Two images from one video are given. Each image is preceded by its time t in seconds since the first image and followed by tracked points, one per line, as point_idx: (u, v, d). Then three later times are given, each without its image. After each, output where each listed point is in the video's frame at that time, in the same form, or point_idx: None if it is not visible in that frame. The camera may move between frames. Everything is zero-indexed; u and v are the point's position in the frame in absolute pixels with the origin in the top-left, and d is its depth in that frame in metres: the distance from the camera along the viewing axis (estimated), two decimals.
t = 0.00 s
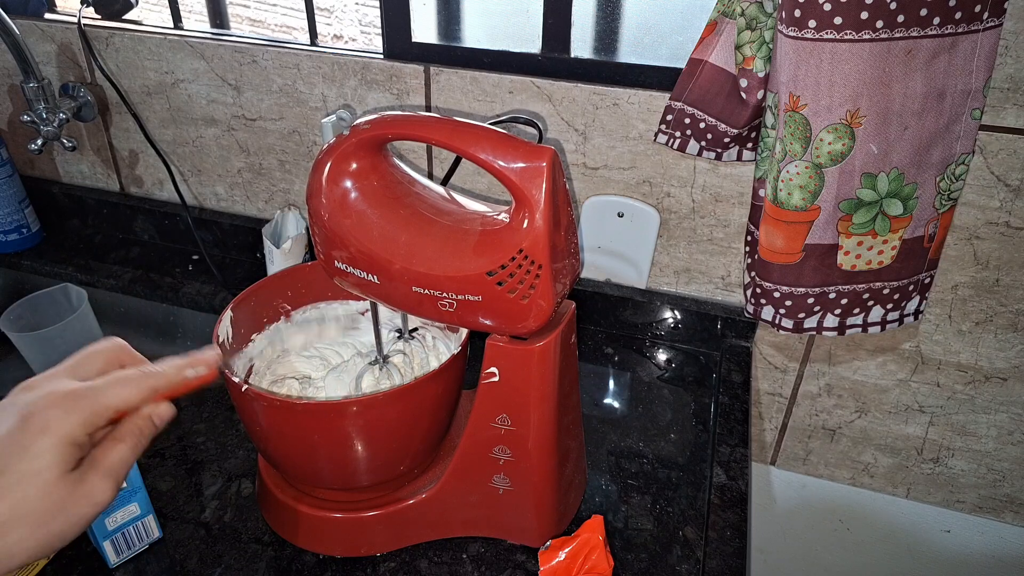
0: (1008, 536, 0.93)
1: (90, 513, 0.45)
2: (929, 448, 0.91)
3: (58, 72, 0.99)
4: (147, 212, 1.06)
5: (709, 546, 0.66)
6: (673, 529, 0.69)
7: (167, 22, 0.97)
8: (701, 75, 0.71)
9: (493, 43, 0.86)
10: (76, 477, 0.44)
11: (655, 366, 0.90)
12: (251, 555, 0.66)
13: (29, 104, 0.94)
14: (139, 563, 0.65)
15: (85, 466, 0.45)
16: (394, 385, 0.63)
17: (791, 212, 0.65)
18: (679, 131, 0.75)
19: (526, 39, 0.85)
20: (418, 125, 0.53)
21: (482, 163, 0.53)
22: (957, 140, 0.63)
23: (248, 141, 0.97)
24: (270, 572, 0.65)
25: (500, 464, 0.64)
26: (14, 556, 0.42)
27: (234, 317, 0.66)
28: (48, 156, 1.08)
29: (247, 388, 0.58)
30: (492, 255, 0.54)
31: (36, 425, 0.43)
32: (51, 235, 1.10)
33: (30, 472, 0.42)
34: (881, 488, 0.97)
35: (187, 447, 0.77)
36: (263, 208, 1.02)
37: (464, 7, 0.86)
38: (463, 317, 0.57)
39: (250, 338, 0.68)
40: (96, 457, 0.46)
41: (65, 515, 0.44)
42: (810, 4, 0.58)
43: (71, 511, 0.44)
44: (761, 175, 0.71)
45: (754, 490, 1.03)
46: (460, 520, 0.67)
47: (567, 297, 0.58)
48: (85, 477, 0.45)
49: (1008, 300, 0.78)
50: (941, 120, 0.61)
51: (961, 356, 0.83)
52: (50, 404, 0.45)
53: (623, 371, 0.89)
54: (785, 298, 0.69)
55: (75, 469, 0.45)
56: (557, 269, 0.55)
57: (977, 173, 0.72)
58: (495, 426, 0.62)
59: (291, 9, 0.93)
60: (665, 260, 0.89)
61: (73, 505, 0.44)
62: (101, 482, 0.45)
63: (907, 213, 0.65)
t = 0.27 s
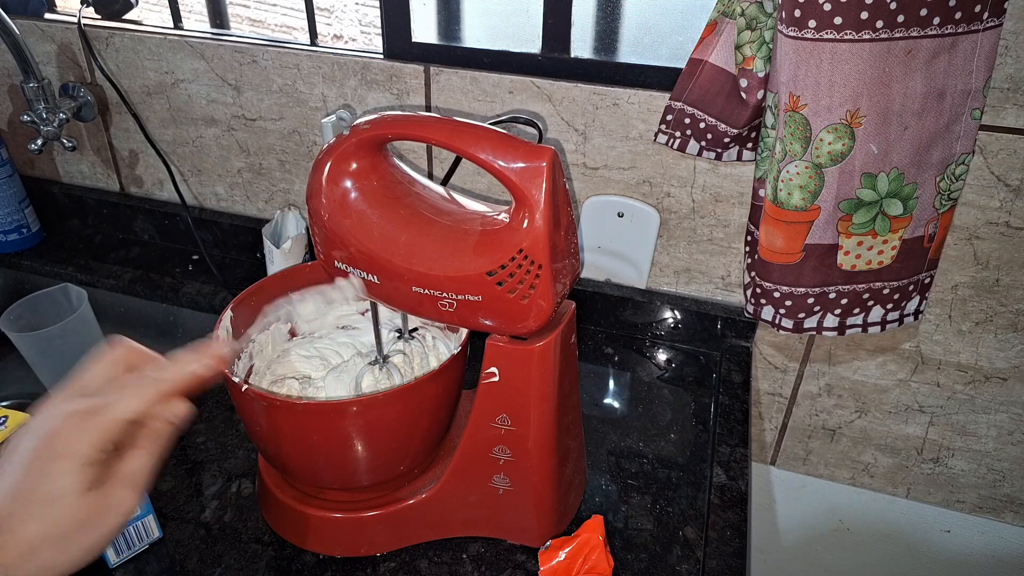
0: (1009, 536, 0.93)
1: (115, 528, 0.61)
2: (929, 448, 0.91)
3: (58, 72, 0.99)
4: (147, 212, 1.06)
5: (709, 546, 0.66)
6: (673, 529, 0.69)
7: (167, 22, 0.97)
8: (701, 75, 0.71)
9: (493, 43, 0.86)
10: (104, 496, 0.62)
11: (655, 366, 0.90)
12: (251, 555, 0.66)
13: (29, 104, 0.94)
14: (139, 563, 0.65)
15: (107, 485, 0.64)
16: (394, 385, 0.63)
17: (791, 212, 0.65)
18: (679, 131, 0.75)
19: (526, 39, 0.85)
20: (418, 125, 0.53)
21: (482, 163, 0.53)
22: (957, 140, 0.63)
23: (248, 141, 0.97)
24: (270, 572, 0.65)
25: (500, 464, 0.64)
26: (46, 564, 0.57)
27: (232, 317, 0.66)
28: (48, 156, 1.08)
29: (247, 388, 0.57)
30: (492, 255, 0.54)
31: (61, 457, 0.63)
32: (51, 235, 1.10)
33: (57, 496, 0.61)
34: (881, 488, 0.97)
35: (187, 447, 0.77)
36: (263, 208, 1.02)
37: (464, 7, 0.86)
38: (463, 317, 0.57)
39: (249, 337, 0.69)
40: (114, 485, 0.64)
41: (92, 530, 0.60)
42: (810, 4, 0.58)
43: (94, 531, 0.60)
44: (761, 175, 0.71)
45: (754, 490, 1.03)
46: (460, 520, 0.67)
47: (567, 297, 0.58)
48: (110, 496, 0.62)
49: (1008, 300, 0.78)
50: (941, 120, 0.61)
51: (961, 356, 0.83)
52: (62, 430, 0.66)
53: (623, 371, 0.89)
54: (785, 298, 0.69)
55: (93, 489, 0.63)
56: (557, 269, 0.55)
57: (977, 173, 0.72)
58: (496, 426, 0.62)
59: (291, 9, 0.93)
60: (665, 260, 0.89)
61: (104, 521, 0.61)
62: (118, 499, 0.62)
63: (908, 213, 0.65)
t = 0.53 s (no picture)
0: (1009, 536, 0.93)
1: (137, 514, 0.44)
2: (929, 448, 0.91)
3: (58, 72, 0.99)
4: (147, 212, 1.06)
5: (709, 546, 0.66)
6: (673, 529, 0.69)
7: (167, 22, 0.97)
8: (701, 75, 0.71)
9: (493, 43, 0.86)
10: (128, 479, 0.43)
11: (655, 366, 0.90)
12: (251, 555, 0.66)
13: (29, 103, 0.94)
14: (139, 563, 0.65)
15: (137, 469, 0.44)
16: (394, 386, 0.63)
17: (790, 212, 0.65)
18: (679, 131, 0.75)
19: (526, 39, 0.85)
20: (418, 125, 0.53)
21: (482, 162, 0.53)
22: (957, 140, 0.63)
23: (248, 141, 0.97)
24: (270, 572, 0.65)
25: (500, 464, 0.64)
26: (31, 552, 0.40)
27: (233, 317, 0.65)
28: (48, 156, 1.08)
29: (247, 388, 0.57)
30: (492, 255, 0.54)
31: (102, 423, 0.42)
32: (51, 235, 1.10)
33: (88, 468, 0.41)
34: (881, 488, 0.97)
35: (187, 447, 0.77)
36: (263, 208, 1.02)
37: (464, 7, 0.86)
38: (463, 317, 0.57)
39: (250, 338, 0.68)
40: (146, 460, 0.44)
41: (102, 522, 0.42)
42: (810, 4, 0.58)
43: (121, 515, 0.43)
44: (761, 175, 0.71)
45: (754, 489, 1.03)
46: (460, 520, 0.67)
47: (567, 297, 0.58)
48: (136, 480, 0.43)
49: (1008, 300, 0.78)
50: (941, 120, 0.61)
51: (961, 356, 0.83)
52: (111, 407, 0.43)
53: (623, 371, 0.89)
54: (785, 298, 0.69)
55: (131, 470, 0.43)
56: (558, 269, 0.55)
57: (977, 173, 0.72)
58: (495, 426, 0.62)
59: (291, 9, 0.93)
60: (665, 260, 0.89)
61: (119, 513, 0.42)
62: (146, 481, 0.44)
63: (907, 213, 0.65)
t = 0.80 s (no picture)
0: (1008, 536, 0.93)
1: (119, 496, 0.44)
2: (929, 448, 0.91)
3: (58, 72, 0.99)
4: (147, 212, 1.06)
5: (709, 546, 0.66)
6: (673, 529, 0.69)
7: (167, 22, 0.97)
8: (701, 75, 0.71)
9: (493, 43, 0.86)
10: (114, 457, 0.44)
11: (655, 366, 0.90)
12: (251, 555, 0.66)
13: (29, 104, 0.94)
14: (139, 563, 0.65)
15: (121, 449, 0.45)
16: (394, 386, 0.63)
17: (790, 212, 0.65)
18: (679, 131, 0.75)
19: (526, 39, 0.85)
20: (418, 125, 0.53)
21: (482, 162, 0.53)
22: (957, 140, 0.63)
23: (248, 141, 0.97)
24: (270, 572, 0.65)
25: (500, 464, 0.64)
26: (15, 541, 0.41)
27: (234, 316, 0.66)
28: (48, 156, 1.08)
29: (247, 388, 0.57)
30: (492, 255, 0.54)
31: (81, 403, 0.43)
32: (51, 235, 1.10)
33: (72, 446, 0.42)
34: (882, 488, 0.97)
35: (187, 447, 0.77)
36: (263, 208, 1.02)
37: (464, 7, 0.86)
38: (463, 317, 0.57)
39: (251, 337, 0.68)
40: (133, 441, 0.46)
41: (86, 501, 0.43)
42: (810, 4, 0.58)
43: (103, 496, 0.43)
44: (761, 175, 0.71)
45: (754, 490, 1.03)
46: (460, 520, 0.67)
47: (567, 297, 0.58)
48: (120, 459, 0.44)
49: (1008, 300, 0.78)
50: (941, 120, 0.61)
51: (961, 356, 0.83)
52: (92, 383, 0.44)
53: (624, 371, 0.89)
54: (785, 298, 0.69)
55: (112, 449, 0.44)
56: (558, 269, 0.55)
57: (977, 173, 0.72)
58: (495, 426, 0.62)
59: (291, 9, 0.93)
60: (665, 260, 0.89)
61: (102, 493, 0.43)
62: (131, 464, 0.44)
63: (907, 213, 0.65)
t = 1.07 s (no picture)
0: (1009, 536, 0.93)
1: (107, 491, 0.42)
2: (929, 448, 0.91)
3: (58, 72, 0.99)
4: (147, 212, 1.06)
5: (709, 546, 0.66)
6: (673, 529, 0.69)
7: (167, 22, 0.97)
8: (701, 75, 0.71)
9: (493, 43, 0.86)
10: (93, 455, 0.42)
11: (655, 366, 0.90)
12: (251, 555, 0.66)
13: (29, 104, 0.94)
14: (140, 563, 0.65)
15: (102, 443, 0.42)
16: (395, 386, 0.63)
17: (790, 212, 0.65)
18: (679, 131, 0.75)
19: (526, 39, 0.85)
20: (419, 125, 0.53)
21: (482, 162, 0.53)
22: (957, 140, 0.63)
23: (248, 141, 0.97)
24: (270, 572, 0.65)
25: (500, 464, 0.64)
26: (7, 543, 0.40)
27: (235, 316, 0.65)
28: (48, 156, 1.08)
29: (247, 388, 0.57)
30: (492, 255, 0.54)
31: (55, 403, 0.41)
32: (51, 235, 1.10)
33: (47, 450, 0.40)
34: (882, 488, 0.97)
35: (187, 447, 0.77)
36: (263, 208, 1.02)
37: (464, 7, 0.86)
38: (464, 317, 0.57)
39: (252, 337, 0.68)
40: (116, 434, 0.43)
41: (70, 501, 0.41)
42: (810, 4, 0.58)
43: (87, 493, 0.41)
44: (761, 175, 0.71)
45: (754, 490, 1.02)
46: (460, 520, 0.67)
47: (567, 297, 0.58)
48: (101, 455, 0.42)
49: (1008, 300, 0.78)
50: (941, 120, 0.61)
51: (961, 356, 0.83)
52: (65, 383, 0.42)
53: (624, 371, 0.89)
54: (785, 298, 0.69)
55: (92, 447, 0.42)
56: (558, 269, 0.55)
57: (977, 173, 0.72)
58: (495, 426, 0.62)
59: (291, 9, 0.93)
60: (665, 260, 0.89)
61: (85, 492, 0.41)
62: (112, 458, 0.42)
63: (907, 213, 0.65)
